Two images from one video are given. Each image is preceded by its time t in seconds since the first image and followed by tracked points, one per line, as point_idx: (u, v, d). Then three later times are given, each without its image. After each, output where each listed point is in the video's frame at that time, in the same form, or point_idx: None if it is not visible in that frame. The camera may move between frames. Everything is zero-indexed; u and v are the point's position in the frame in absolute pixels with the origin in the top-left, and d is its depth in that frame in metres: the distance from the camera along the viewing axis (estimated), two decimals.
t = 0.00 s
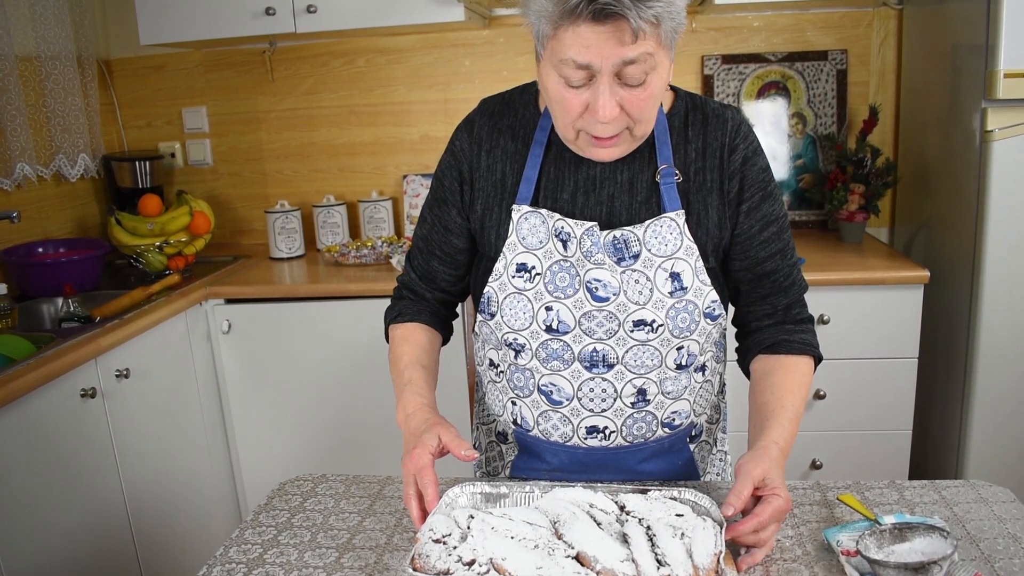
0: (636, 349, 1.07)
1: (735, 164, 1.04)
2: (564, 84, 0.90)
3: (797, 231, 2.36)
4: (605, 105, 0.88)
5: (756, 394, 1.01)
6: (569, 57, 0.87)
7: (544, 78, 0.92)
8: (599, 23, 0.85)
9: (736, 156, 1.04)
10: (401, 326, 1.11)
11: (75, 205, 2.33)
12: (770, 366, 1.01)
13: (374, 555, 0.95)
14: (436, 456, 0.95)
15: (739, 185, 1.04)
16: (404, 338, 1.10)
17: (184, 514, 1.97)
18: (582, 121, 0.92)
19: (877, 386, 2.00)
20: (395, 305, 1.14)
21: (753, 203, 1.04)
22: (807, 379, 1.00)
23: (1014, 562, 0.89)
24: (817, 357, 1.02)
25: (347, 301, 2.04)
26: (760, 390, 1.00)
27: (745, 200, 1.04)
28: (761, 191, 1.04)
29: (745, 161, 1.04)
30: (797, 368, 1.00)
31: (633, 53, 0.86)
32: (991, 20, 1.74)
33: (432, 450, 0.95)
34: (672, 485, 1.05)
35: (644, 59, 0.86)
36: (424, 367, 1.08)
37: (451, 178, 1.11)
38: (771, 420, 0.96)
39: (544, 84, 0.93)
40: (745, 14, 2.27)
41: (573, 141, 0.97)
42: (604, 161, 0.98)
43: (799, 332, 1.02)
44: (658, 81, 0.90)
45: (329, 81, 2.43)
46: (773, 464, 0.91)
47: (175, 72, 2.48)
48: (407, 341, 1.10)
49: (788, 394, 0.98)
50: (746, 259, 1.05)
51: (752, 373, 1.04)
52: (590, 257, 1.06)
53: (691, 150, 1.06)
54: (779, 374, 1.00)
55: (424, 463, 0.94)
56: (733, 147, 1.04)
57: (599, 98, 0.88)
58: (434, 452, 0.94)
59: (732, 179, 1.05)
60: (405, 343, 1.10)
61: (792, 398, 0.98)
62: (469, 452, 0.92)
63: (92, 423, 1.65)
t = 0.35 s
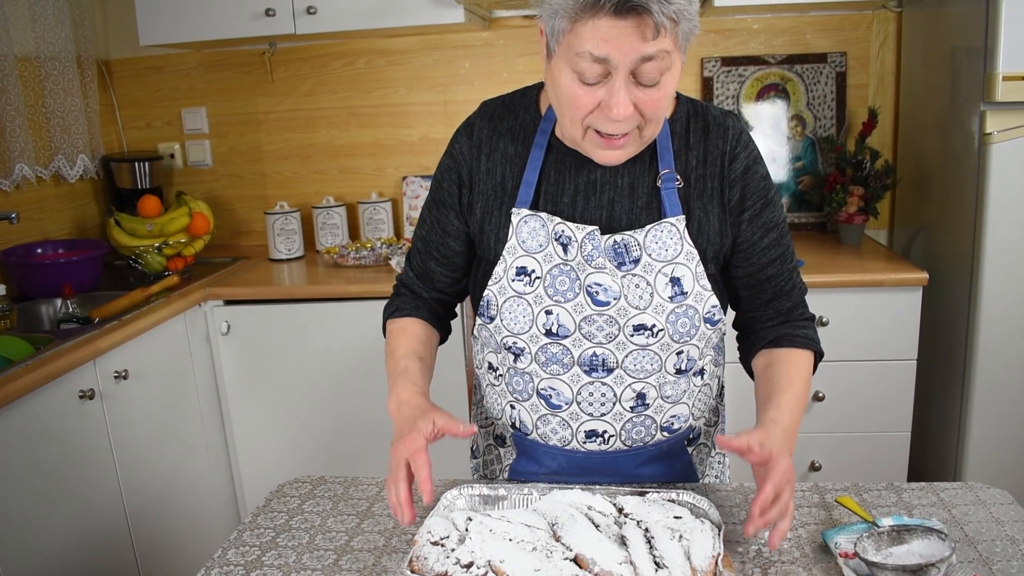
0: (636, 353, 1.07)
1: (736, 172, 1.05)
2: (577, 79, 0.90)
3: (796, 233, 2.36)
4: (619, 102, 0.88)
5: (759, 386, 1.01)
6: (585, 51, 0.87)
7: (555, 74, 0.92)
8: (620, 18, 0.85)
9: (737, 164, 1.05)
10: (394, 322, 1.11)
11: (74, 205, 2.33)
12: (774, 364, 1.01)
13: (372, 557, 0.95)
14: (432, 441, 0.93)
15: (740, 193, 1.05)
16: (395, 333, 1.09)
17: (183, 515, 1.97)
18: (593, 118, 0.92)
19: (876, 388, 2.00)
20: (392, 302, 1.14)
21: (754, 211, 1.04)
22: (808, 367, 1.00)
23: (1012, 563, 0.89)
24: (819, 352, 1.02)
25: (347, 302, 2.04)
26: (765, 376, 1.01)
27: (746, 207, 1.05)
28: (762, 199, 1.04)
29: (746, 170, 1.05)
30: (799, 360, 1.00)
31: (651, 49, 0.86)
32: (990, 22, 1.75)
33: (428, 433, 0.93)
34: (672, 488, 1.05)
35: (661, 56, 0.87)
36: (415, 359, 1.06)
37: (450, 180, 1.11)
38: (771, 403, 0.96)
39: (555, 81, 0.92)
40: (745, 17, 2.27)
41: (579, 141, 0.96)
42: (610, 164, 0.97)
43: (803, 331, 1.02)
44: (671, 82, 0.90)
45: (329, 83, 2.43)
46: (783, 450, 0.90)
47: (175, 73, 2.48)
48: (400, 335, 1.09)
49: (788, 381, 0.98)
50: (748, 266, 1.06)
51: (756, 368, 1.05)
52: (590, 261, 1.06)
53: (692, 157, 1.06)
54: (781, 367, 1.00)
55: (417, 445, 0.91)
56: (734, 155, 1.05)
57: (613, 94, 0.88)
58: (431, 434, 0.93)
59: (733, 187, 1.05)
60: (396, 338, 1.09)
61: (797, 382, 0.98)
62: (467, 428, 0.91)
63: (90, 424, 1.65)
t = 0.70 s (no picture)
0: (637, 350, 1.08)
1: (737, 166, 1.05)
2: (589, 72, 0.90)
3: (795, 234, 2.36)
4: (631, 95, 0.88)
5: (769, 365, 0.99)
6: (599, 43, 0.86)
7: (565, 67, 0.92)
8: (637, 11, 0.85)
9: (738, 158, 1.05)
10: (398, 322, 1.04)
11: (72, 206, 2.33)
12: (785, 344, 0.99)
13: (371, 558, 0.95)
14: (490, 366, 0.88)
15: (741, 186, 1.05)
16: (397, 330, 1.02)
17: (181, 516, 1.96)
18: (603, 111, 0.92)
19: (874, 389, 2.00)
20: (393, 306, 1.06)
21: (755, 203, 1.05)
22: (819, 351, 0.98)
23: (1010, 564, 0.89)
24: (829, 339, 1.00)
25: (346, 303, 2.04)
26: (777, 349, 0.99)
27: (748, 199, 1.05)
28: (764, 192, 1.05)
29: (747, 163, 1.05)
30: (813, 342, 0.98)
31: (666, 44, 0.86)
32: (989, 23, 1.75)
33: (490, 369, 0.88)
34: (672, 489, 1.04)
35: (674, 51, 0.87)
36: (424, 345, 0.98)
37: (456, 175, 1.10)
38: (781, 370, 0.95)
39: (564, 73, 0.92)
40: (744, 18, 2.27)
41: (585, 134, 0.96)
42: (615, 157, 0.97)
43: (813, 317, 1.02)
44: (681, 77, 0.90)
45: (328, 83, 2.43)
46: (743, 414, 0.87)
47: (174, 73, 2.48)
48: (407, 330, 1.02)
49: (796, 357, 0.96)
50: (749, 258, 1.06)
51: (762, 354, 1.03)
52: (592, 259, 1.07)
53: (693, 153, 1.06)
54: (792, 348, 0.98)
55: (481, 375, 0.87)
56: (734, 149, 1.05)
57: (626, 87, 0.88)
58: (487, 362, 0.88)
59: (734, 180, 1.05)
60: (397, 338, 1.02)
61: (805, 361, 0.96)
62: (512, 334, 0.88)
63: (89, 425, 1.64)
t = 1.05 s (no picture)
0: (637, 349, 1.09)
1: (729, 160, 1.04)
2: (594, 74, 0.89)
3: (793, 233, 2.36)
4: (635, 99, 0.89)
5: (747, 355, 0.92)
6: (606, 47, 0.86)
7: (569, 67, 0.91)
8: (646, 16, 0.84)
9: (730, 153, 1.04)
10: (428, 314, 0.90)
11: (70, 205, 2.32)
12: (764, 336, 0.92)
13: (370, 556, 0.94)
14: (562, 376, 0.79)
15: (731, 181, 1.04)
16: (429, 325, 0.88)
17: (179, 514, 1.96)
18: (606, 113, 0.92)
19: (873, 388, 2.00)
20: (406, 299, 0.91)
21: (741, 196, 1.02)
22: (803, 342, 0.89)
23: (1009, 563, 0.89)
24: (813, 335, 0.91)
25: (344, 301, 2.03)
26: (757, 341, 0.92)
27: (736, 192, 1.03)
28: (751, 185, 1.02)
29: (738, 158, 1.04)
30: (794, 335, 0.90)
31: (672, 49, 0.86)
32: (988, 22, 1.75)
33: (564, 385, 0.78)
34: (670, 486, 1.05)
35: (680, 56, 0.87)
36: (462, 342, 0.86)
37: (468, 163, 1.05)
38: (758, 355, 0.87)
39: (569, 73, 0.92)
40: (743, 17, 2.27)
41: (587, 134, 0.96)
42: (614, 156, 0.99)
43: (796, 310, 0.93)
44: (683, 81, 0.91)
45: (327, 82, 2.43)
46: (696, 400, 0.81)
47: (172, 72, 2.48)
48: (436, 327, 0.88)
49: (771, 348, 0.88)
50: (733, 251, 1.02)
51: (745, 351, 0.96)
52: (593, 261, 1.08)
53: (687, 150, 1.06)
54: (769, 338, 0.91)
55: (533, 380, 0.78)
56: (726, 144, 1.05)
57: (631, 91, 0.88)
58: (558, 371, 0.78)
59: (725, 175, 1.04)
60: (429, 334, 0.87)
61: (787, 349, 0.88)
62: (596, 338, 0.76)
63: (86, 423, 1.64)
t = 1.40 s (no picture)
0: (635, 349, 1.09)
1: (721, 151, 1.02)
2: (591, 76, 0.89)
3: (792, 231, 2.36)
4: (632, 102, 0.88)
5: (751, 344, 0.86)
6: (604, 49, 0.86)
7: (567, 67, 0.91)
8: (645, 20, 0.84)
9: (722, 143, 1.03)
10: (408, 307, 0.86)
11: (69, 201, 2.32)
12: (761, 331, 0.85)
13: (370, 552, 0.94)
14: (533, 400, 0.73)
15: (723, 171, 1.02)
16: (410, 316, 0.84)
17: (178, 511, 1.96)
18: (602, 114, 0.92)
19: (871, 386, 2.00)
20: (384, 289, 0.87)
21: (733, 185, 1.00)
22: (800, 335, 0.82)
23: (1008, 559, 0.89)
24: (807, 318, 0.84)
25: (343, 298, 2.03)
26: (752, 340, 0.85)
27: (728, 182, 1.01)
28: (742, 172, 0.99)
29: (731, 148, 1.02)
30: (793, 326, 0.83)
31: (671, 54, 0.86)
32: (988, 20, 1.75)
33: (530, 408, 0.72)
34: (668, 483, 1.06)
35: (679, 61, 0.87)
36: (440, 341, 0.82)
37: (461, 159, 1.04)
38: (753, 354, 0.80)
39: (567, 73, 0.92)
40: (742, 15, 2.27)
41: (582, 134, 0.97)
42: (608, 157, 1.01)
43: (790, 295, 0.87)
44: (681, 84, 0.91)
45: (326, 79, 2.43)
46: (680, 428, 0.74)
47: (171, 68, 2.47)
48: (413, 322, 0.83)
49: (768, 345, 0.81)
50: (726, 239, 0.98)
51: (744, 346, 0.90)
52: (590, 261, 1.08)
53: (679, 145, 1.05)
54: (766, 334, 0.84)
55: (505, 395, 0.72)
56: (719, 136, 1.03)
57: (627, 94, 0.88)
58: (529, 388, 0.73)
59: (717, 166, 1.02)
60: (408, 325, 0.82)
61: (782, 348, 0.80)
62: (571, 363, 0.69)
63: (85, 420, 1.64)
